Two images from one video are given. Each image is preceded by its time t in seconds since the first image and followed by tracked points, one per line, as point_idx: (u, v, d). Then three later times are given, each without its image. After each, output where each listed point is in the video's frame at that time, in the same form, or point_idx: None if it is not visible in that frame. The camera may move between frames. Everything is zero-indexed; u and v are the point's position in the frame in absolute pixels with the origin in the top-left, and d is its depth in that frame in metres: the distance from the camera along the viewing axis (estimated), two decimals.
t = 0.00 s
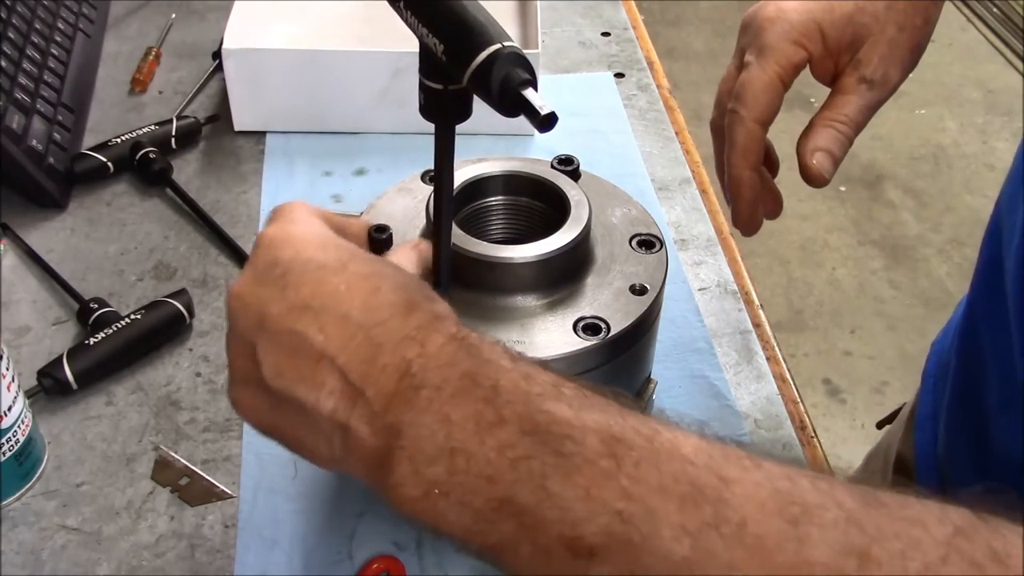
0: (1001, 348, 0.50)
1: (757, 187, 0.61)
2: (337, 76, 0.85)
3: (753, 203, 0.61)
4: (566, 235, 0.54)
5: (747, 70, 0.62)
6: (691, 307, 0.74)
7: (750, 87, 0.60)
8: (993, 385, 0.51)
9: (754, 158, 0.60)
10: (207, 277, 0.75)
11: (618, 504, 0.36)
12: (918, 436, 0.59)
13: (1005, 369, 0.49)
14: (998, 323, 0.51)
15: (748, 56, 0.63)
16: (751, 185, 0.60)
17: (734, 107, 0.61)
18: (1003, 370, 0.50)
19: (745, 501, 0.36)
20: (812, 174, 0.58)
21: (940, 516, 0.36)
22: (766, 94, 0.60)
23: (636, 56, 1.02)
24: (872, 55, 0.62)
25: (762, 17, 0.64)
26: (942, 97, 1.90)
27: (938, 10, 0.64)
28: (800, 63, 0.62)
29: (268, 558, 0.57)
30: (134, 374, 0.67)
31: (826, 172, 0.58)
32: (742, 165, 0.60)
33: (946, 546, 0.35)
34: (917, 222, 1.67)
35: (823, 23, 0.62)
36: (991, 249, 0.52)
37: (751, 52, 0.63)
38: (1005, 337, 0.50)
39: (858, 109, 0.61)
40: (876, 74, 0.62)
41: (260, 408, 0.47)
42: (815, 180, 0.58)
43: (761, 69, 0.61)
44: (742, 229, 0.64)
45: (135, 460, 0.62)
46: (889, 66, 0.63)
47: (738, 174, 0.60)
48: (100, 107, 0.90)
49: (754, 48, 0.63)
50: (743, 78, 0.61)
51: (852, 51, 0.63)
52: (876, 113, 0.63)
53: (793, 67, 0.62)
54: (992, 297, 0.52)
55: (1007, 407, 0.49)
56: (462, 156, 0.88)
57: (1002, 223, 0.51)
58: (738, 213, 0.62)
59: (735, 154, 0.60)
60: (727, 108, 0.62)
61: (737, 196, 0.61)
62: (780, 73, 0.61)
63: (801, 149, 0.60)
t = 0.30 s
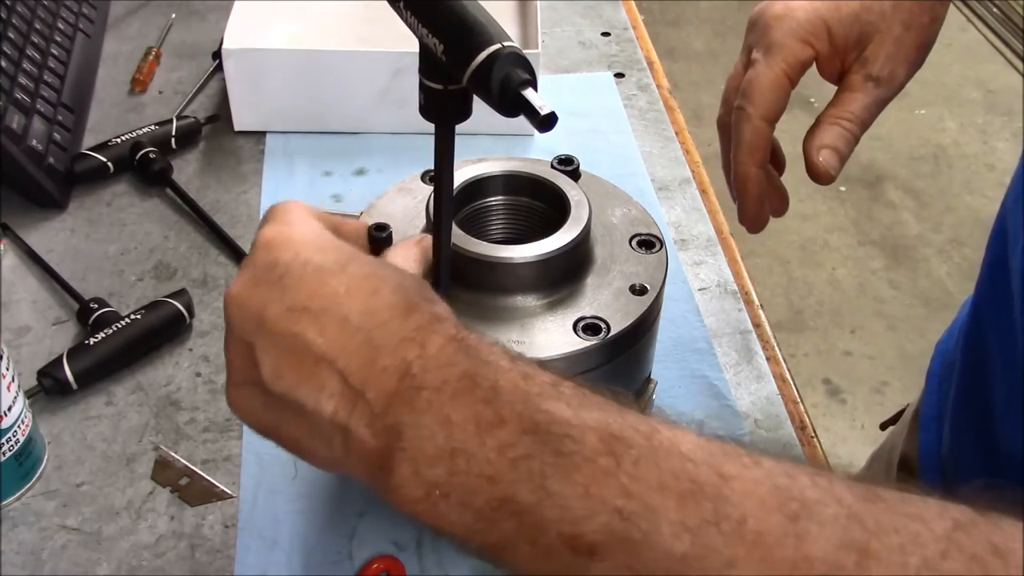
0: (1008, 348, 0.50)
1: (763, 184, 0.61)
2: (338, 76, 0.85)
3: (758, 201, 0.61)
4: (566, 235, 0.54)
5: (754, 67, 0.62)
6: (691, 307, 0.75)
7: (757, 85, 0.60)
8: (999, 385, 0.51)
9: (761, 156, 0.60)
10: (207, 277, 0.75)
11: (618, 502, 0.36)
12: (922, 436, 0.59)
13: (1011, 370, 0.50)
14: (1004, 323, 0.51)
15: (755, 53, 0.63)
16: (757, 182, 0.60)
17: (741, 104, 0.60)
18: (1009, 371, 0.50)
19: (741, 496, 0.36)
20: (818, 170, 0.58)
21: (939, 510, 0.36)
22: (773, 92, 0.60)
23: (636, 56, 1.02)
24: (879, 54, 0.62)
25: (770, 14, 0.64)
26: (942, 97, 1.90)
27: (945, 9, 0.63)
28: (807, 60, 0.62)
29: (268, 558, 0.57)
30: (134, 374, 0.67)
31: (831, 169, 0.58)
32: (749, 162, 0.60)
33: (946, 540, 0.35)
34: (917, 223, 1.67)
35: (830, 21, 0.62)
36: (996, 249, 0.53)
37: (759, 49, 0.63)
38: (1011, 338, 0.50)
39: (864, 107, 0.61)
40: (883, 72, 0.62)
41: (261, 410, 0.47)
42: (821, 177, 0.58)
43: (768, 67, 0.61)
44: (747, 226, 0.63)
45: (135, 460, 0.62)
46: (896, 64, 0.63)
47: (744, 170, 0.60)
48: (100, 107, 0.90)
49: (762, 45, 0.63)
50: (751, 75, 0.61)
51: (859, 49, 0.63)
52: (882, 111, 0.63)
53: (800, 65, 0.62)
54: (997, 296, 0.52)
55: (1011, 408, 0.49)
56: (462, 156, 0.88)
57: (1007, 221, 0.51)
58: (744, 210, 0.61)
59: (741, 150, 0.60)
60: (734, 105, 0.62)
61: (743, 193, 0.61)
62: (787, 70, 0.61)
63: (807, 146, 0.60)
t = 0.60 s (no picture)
0: (1010, 352, 0.50)
1: (768, 186, 0.60)
2: (338, 76, 0.85)
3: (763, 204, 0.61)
4: (566, 236, 0.54)
5: (757, 70, 0.62)
6: (691, 307, 0.74)
7: (760, 88, 0.60)
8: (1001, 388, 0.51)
9: (765, 159, 0.60)
10: (207, 277, 0.75)
11: (624, 503, 0.36)
12: (925, 437, 0.59)
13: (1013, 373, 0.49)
14: (1006, 326, 0.51)
15: (758, 56, 0.63)
16: (762, 184, 0.60)
17: (744, 107, 0.61)
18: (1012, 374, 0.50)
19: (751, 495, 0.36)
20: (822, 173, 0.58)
21: (945, 510, 0.36)
22: (777, 95, 0.60)
23: (636, 56, 1.02)
24: (883, 55, 0.62)
25: (772, 18, 0.64)
26: (942, 97, 1.90)
27: (949, 9, 0.63)
28: (810, 63, 0.62)
29: (268, 558, 0.57)
30: (134, 374, 0.67)
31: (836, 171, 0.59)
32: (752, 164, 0.60)
33: (954, 541, 0.34)
34: (917, 222, 1.67)
35: (834, 23, 0.62)
36: (999, 251, 0.52)
37: (762, 52, 0.63)
38: (1013, 341, 0.50)
39: (868, 109, 0.61)
40: (887, 74, 0.62)
41: (263, 411, 0.47)
42: (824, 180, 0.58)
43: (772, 69, 0.61)
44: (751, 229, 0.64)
45: (135, 460, 0.62)
46: (900, 65, 0.62)
47: (748, 173, 0.60)
48: (100, 107, 0.90)
49: (765, 49, 0.63)
50: (754, 78, 0.61)
51: (862, 51, 0.63)
52: (887, 112, 0.63)
53: (804, 67, 0.62)
54: (1000, 299, 0.52)
55: (1012, 411, 0.49)
56: (462, 155, 0.88)
57: (1011, 222, 0.51)
58: (748, 213, 0.61)
59: (745, 153, 0.60)
60: (738, 108, 0.62)
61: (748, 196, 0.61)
62: (790, 73, 0.61)
63: (811, 149, 0.60)
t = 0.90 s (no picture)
0: (1010, 351, 0.50)
1: (767, 188, 0.60)
2: (338, 76, 0.85)
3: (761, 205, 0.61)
4: (566, 236, 0.54)
5: (756, 72, 0.62)
6: (691, 307, 0.74)
7: (759, 90, 0.60)
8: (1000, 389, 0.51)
9: (764, 161, 0.60)
10: (207, 277, 0.75)
11: (627, 502, 0.36)
12: (925, 437, 0.59)
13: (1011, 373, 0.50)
14: (1006, 325, 0.51)
15: (756, 59, 0.63)
16: (761, 187, 0.60)
17: (743, 109, 0.60)
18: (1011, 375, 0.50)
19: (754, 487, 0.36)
20: (822, 174, 0.58)
21: (948, 506, 0.36)
22: (776, 97, 0.60)
23: (636, 56, 1.02)
24: (882, 57, 0.63)
25: (771, 20, 0.64)
26: (942, 97, 1.89)
27: (945, 10, 0.64)
28: (809, 65, 0.62)
29: (268, 558, 0.57)
30: (134, 374, 0.67)
31: (835, 173, 0.58)
32: (752, 166, 0.60)
33: (957, 537, 0.35)
34: (916, 222, 1.67)
35: (832, 26, 0.62)
36: (998, 252, 0.52)
37: (761, 54, 0.63)
38: (1013, 340, 0.50)
39: (868, 110, 0.61)
40: (886, 75, 0.62)
41: (261, 410, 0.46)
42: (824, 180, 0.58)
43: (771, 71, 0.61)
44: (749, 231, 0.63)
45: (135, 460, 0.62)
46: (899, 66, 0.63)
47: (747, 175, 0.60)
48: (100, 107, 0.90)
49: (763, 50, 0.63)
50: (753, 80, 0.61)
51: (861, 53, 0.63)
52: (886, 113, 0.63)
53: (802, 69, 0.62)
54: (999, 298, 0.52)
55: (1012, 411, 0.49)
56: (462, 155, 0.88)
57: (1010, 221, 0.51)
58: (747, 215, 0.61)
59: (744, 155, 0.60)
60: (736, 111, 0.61)
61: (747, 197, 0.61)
62: (789, 75, 0.61)
63: (810, 152, 0.59)
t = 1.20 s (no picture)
0: (1010, 352, 0.50)
1: (768, 189, 0.60)
2: (338, 76, 0.85)
3: (763, 207, 0.60)
4: (566, 236, 0.54)
5: (757, 74, 0.61)
6: (691, 307, 0.74)
7: (760, 91, 0.60)
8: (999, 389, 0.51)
9: (766, 162, 0.60)
10: (207, 277, 0.75)
11: (629, 502, 0.36)
12: (925, 437, 0.59)
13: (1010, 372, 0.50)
14: (1005, 325, 0.51)
15: (757, 60, 0.63)
16: (763, 188, 0.60)
17: (744, 111, 0.60)
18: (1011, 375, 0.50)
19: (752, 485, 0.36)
20: (825, 175, 0.57)
21: (950, 506, 0.36)
22: (777, 98, 0.60)
23: (636, 56, 1.02)
24: (882, 58, 0.63)
25: (772, 21, 0.64)
26: (942, 97, 1.89)
27: (945, 11, 0.64)
28: (811, 66, 0.62)
29: (268, 558, 0.57)
30: (134, 375, 0.67)
31: (838, 174, 0.58)
32: (753, 167, 0.59)
33: (957, 537, 0.35)
34: (916, 222, 1.67)
35: (833, 27, 0.62)
36: (997, 251, 0.53)
37: (762, 56, 0.63)
38: (1012, 341, 0.50)
39: (869, 110, 0.61)
40: (886, 76, 0.62)
41: (263, 409, 0.46)
42: (826, 181, 0.57)
43: (772, 72, 0.61)
44: (750, 232, 0.63)
45: (135, 460, 0.62)
46: (899, 67, 0.63)
47: (749, 176, 0.60)
48: (100, 107, 0.90)
49: (764, 52, 0.63)
50: (754, 82, 0.61)
51: (862, 53, 0.63)
52: (887, 113, 0.62)
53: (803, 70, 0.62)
54: (997, 298, 0.52)
55: (1012, 412, 0.49)
56: (462, 155, 0.88)
57: (1012, 217, 0.50)
58: (749, 216, 0.61)
59: (745, 157, 0.60)
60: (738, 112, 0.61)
61: (749, 199, 0.60)
62: (790, 77, 0.61)
63: (813, 153, 0.59)
